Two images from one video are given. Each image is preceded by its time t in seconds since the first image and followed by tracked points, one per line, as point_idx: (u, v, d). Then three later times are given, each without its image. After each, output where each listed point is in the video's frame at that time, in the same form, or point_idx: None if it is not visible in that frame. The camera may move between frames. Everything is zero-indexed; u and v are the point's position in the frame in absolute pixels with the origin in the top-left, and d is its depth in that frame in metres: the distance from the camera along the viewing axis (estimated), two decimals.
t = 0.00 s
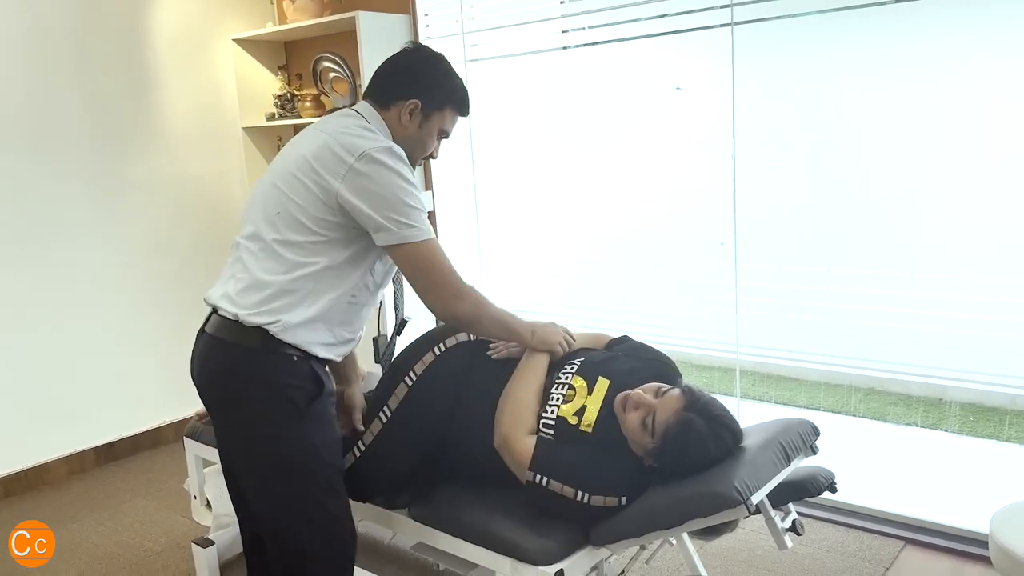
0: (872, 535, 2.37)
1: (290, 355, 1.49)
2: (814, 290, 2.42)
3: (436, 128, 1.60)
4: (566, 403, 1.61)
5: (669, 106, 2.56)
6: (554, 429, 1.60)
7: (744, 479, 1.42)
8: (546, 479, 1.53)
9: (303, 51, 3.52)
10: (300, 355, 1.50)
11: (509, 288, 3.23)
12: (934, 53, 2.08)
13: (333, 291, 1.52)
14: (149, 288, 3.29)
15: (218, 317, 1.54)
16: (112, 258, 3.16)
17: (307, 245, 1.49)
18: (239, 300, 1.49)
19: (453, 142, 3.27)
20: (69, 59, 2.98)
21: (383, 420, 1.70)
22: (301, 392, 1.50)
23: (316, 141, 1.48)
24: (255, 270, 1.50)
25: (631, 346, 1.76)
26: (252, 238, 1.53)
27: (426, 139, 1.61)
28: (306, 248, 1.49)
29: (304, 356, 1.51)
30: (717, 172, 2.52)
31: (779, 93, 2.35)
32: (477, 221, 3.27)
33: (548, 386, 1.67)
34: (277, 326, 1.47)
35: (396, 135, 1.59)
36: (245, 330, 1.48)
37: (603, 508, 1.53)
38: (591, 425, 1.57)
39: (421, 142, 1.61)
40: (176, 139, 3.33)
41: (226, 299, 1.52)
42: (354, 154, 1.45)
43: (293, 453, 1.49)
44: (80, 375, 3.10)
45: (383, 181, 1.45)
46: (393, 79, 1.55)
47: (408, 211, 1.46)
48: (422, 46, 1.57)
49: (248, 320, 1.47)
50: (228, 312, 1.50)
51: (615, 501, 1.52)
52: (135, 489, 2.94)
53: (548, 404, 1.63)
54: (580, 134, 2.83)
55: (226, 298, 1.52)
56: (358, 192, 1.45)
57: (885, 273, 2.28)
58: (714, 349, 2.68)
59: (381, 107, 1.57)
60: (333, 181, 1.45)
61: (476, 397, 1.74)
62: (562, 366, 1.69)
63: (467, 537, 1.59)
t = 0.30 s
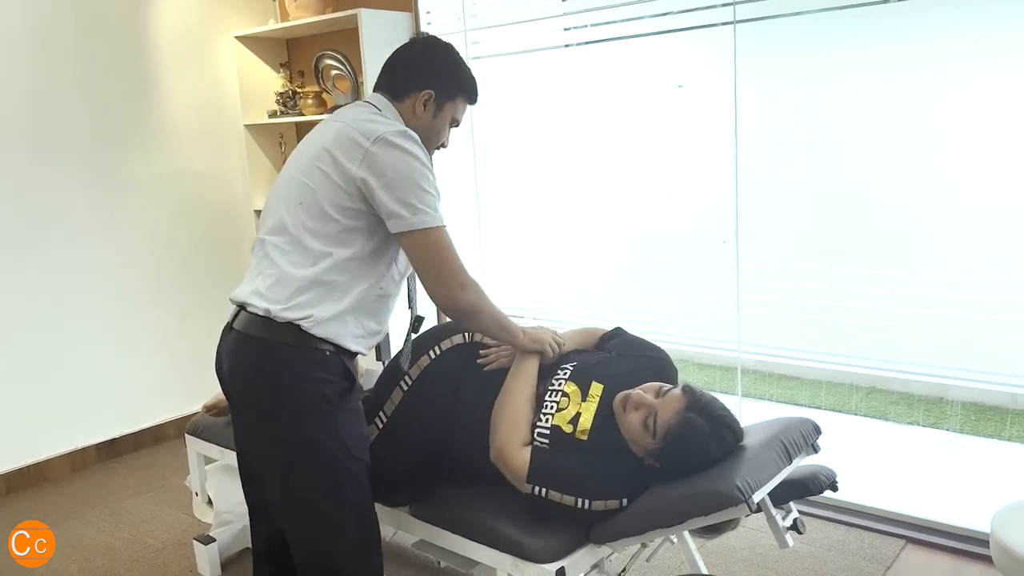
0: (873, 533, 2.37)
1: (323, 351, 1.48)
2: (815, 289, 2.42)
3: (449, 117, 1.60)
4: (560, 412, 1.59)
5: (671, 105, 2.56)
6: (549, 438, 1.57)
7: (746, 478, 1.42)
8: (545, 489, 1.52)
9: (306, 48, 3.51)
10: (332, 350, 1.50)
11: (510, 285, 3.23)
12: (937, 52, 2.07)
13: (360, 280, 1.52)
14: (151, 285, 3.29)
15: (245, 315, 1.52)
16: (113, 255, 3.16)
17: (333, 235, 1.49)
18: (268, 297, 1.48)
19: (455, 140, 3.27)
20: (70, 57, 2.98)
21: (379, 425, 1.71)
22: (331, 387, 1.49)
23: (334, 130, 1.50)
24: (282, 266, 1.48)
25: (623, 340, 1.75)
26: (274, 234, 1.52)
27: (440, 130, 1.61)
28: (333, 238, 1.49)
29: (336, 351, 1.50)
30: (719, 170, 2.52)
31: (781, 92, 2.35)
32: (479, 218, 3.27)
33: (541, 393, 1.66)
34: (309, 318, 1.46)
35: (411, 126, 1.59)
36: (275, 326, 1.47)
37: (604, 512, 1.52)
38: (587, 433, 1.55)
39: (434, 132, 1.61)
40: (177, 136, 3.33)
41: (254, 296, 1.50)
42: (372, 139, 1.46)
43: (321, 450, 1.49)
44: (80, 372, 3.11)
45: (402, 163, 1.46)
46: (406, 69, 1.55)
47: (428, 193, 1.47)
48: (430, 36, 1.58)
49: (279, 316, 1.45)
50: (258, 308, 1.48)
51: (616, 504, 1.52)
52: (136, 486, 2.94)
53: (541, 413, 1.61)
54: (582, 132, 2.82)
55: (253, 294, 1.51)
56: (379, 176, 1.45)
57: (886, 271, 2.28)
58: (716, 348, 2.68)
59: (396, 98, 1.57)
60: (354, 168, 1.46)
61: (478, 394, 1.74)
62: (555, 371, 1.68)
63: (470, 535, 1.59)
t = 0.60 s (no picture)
0: (874, 533, 2.37)
1: (337, 352, 1.49)
2: (816, 288, 2.42)
3: (460, 117, 1.61)
4: (553, 424, 1.57)
5: (671, 105, 2.56)
6: (543, 452, 1.55)
7: (747, 477, 1.42)
8: (546, 511, 1.51)
9: (308, 47, 3.51)
10: (345, 351, 1.50)
11: (511, 284, 3.23)
12: (938, 52, 2.07)
13: (374, 274, 1.51)
14: (151, 284, 3.29)
15: (262, 313, 1.54)
16: (114, 254, 3.16)
17: (345, 230, 1.49)
18: (283, 294, 1.49)
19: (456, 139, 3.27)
20: (71, 56, 2.98)
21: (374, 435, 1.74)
22: (343, 389, 1.49)
23: (343, 124, 1.51)
24: (296, 263, 1.49)
25: (613, 336, 1.76)
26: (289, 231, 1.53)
27: (452, 129, 1.62)
28: (345, 233, 1.49)
29: (349, 350, 1.50)
30: (719, 169, 2.52)
31: (782, 92, 2.35)
32: (480, 217, 3.27)
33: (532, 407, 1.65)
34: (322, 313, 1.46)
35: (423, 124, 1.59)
36: (289, 323, 1.48)
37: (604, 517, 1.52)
38: (581, 445, 1.54)
39: (445, 131, 1.61)
40: (177, 136, 3.33)
41: (270, 293, 1.52)
42: (378, 131, 1.47)
43: (333, 453, 1.49)
44: (81, 371, 3.11)
45: (408, 154, 1.45)
46: (420, 67, 1.54)
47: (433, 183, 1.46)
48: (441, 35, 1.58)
49: (293, 313, 1.46)
50: (273, 306, 1.50)
51: (618, 509, 1.51)
52: (137, 485, 2.94)
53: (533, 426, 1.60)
54: (583, 131, 2.82)
55: (270, 292, 1.52)
56: (385, 167, 1.45)
57: (887, 271, 2.28)
58: (717, 347, 2.68)
59: (408, 96, 1.56)
60: (361, 160, 1.47)
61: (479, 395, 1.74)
62: (544, 382, 1.67)
63: (471, 534, 1.60)
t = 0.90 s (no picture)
0: (874, 534, 2.36)
1: (333, 348, 1.50)
2: (816, 289, 2.42)
3: (439, 108, 1.62)
4: (552, 430, 1.57)
5: (672, 104, 2.56)
6: (541, 458, 1.56)
7: (747, 478, 1.42)
8: (547, 520, 1.50)
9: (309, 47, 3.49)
10: (342, 346, 1.50)
11: (511, 285, 3.23)
12: (938, 52, 2.07)
13: (359, 272, 1.51)
14: (151, 284, 3.29)
15: (263, 321, 1.58)
16: (114, 255, 3.16)
17: (325, 232, 1.50)
18: (276, 302, 1.53)
19: (456, 139, 3.28)
20: (71, 56, 2.98)
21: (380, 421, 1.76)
22: (341, 387, 1.50)
23: (313, 130, 1.52)
24: (286, 270, 1.53)
25: (612, 335, 1.75)
26: (278, 240, 1.57)
27: (432, 120, 1.63)
28: (325, 235, 1.50)
29: (348, 346, 1.51)
30: (719, 168, 2.52)
31: (782, 92, 2.35)
32: (480, 218, 3.27)
33: (530, 413, 1.64)
34: (308, 316, 1.48)
35: (403, 117, 1.59)
36: (281, 327, 1.51)
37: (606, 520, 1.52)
38: (579, 450, 1.55)
39: (425, 123, 1.62)
40: (177, 136, 3.33)
41: (268, 302, 1.56)
42: (342, 132, 1.47)
43: (333, 452, 1.49)
44: (81, 372, 3.11)
45: (371, 151, 1.45)
46: (398, 60, 1.54)
47: (400, 178, 1.45)
48: (419, 27, 1.57)
49: (284, 318, 1.50)
50: (269, 314, 1.54)
51: (618, 511, 1.51)
52: (137, 485, 2.94)
53: (532, 430, 1.60)
54: (583, 131, 2.82)
55: (267, 300, 1.57)
56: (351, 168, 1.45)
57: (888, 272, 2.27)
58: (717, 347, 2.68)
59: (388, 90, 1.57)
60: (329, 163, 1.47)
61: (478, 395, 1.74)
62: (542, 387, 1.66)
63: (471, 534, 1.59)
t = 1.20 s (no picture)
0: (873, 535, 2.36)
1: (339, 347, 1.50)
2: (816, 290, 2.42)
3: (430, 108, 1.62)
4: (552, 424, 1.58)
5: (672, 106, 2.56)
6: (541, 453, 1.56)
7: (745, 479, 1.42)
8: (543, 516, 1.51)
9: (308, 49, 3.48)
10: (348, 345, 1.51)
11: (510, 286, 3.23)
12: (935, 54, 2.08)
13: (364, 270, 1.51)
14: (151, 284, 3.29)
15: (270, 322, 1.58)
16: (113, 255, 3.16)
17: (329, 232, 1.50)
18: (283, 303, 1.54)
19: (455, 141, 3.28)
20: (71, 57, 2.98)
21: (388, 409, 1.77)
22: (347, 384, 1.50)
23: (310, 131, 1.52)
24: (291, 271, 1.53)
25: (618, 339, 1.75)
26: (281, 242, 1.57)
27: (423, 121, 1.63)
28: (329, 235, 1.50)
29: (353, 345, 1.51)
30: (718, 168, 2.52)
31: (781, 93, 2.35)
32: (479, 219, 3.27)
33: (531, 411, 1.65)
34: (316, 316, 1.48)
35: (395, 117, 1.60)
36: (289, 328, 1.52)
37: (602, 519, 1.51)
38: (579, 445, 1.55)
39: (416, 123, 1.62)
40: (177, 136, 3.33)
41: (274, 303, 1.56)
42: (341, 132, 1.47)
43: (339, 449, 1.49)
44: (80, 373, 3.11)
45: (372, 151, 1.45)
46: (391, 61, 1.54)
47: (401, 176, 1.46)
48: (411, 27, 1.58)
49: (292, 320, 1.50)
50: (276, 316, 1.54)
51: (614, 511, 1.51)
52: (136, 487, 2.94)
53: (534, 424, 1.61)
54: (583, 133, 2.82)
55: (274, 302, 1.57)
56: (353, 168, 1.46)
57: (887, 273, 2.28)
58: (716, 349, 2.68)
59: (380, 90, 1.57)
60: (329, 163, 1.47)
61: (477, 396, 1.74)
62: (545, 382, 1.67)
63: (469, 535, 1.59)
